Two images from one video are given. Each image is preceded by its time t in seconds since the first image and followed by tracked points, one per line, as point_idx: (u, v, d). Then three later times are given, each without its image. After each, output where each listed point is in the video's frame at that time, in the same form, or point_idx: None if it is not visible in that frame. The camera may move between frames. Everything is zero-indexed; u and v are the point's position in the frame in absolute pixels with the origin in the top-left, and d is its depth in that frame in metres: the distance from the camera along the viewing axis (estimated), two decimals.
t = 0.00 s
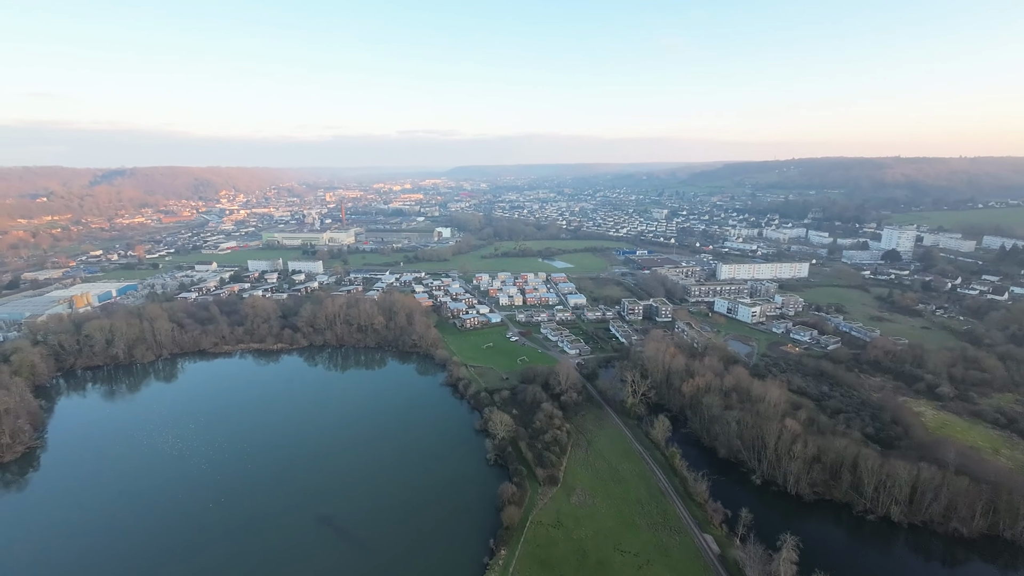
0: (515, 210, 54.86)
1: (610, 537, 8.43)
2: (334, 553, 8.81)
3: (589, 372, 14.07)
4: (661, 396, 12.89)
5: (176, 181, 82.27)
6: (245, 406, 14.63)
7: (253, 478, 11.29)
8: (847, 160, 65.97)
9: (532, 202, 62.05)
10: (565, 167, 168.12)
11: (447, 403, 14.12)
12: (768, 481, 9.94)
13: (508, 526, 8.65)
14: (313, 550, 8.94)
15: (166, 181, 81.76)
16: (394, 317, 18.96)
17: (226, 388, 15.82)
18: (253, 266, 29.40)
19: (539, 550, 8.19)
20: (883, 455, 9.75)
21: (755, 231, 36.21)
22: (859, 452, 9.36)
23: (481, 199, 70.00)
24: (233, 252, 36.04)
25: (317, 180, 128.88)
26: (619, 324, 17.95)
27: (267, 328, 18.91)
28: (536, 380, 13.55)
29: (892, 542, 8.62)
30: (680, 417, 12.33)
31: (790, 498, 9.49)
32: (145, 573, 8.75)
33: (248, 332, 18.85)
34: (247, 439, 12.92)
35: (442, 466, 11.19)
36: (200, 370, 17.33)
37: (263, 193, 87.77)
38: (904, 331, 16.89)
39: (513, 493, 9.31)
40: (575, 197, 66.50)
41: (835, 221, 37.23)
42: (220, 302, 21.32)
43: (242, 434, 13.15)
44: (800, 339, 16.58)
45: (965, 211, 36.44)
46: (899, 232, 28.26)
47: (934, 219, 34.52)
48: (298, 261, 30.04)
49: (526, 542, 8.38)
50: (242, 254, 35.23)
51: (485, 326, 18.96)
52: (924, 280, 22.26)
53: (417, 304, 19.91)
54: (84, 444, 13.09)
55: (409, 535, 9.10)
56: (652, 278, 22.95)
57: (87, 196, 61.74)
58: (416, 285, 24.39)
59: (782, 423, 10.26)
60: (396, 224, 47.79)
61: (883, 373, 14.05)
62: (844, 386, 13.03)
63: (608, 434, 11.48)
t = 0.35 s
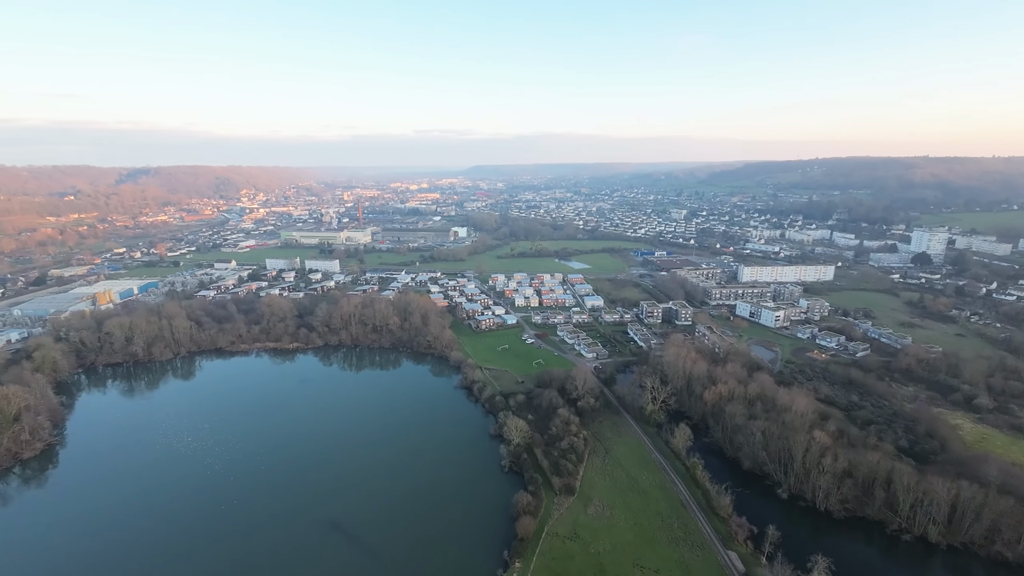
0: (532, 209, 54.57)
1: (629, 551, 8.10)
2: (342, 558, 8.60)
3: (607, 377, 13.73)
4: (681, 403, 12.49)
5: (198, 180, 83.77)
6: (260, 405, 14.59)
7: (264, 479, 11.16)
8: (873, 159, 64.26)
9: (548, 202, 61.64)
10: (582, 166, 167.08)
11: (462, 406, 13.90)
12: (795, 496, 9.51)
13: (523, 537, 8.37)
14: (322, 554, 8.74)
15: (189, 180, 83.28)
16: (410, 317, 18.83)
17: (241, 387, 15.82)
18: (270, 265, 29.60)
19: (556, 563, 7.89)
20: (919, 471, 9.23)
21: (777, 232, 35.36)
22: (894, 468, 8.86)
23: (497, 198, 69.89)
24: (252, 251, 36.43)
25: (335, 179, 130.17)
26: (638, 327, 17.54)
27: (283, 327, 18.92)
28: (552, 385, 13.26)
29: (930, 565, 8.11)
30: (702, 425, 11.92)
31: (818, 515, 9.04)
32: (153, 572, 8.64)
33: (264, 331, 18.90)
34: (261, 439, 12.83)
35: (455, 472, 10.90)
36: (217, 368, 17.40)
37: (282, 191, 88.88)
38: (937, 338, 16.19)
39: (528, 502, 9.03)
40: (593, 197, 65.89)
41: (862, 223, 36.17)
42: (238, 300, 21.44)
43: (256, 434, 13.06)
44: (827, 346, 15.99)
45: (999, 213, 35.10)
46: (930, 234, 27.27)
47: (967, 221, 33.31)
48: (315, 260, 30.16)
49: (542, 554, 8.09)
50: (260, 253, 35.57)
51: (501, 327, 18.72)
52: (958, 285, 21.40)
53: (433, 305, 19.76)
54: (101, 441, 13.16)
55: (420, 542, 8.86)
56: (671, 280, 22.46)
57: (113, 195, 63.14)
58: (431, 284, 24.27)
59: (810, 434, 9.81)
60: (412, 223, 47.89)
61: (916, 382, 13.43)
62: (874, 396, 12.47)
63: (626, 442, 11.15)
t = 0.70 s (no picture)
0: (549, 211, 54.23)
1: (650, 569, 7.76)
2: (354, 570, 8.42)
3: (627, 384, 13.36)
4: (703, 413, 12.07)
5: (221, 180, 85.28)
6: (275, 407, 14.56)
7: (279, 483, 11.13)
8: (902, 160, 62.41)
9: (566, 203, 61.19)
10: (600, 167, 165.70)
11: (477, 411, 13.67)
12: (826, 514, 9.04)
13: (539, 551, 8.08)
14: (334, 564, 8.59)
15: (212, 180, 84.83)
16: (426, 320, 18.68)
17: (258, 387, 15.84)
18: (289, 265, 29.78)
19: None
20: (960, 491, 8.68)
21: (802, 235, 34.38)
22: (934, 488, 8.34)
23: (514, 199, 69.68)
24: (272, 251, 36.79)
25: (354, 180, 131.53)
26: (658, 332, 17.12)
27: (300, 328, 18.94)
28: (569, 391, 12.96)
29: None
30: (725, 436, 11.48)
31: (851, 536, 8.55)
32: None
33: (281, 331, 18.93)
34: (276, 441, 12.82)
35: (470, 480, 10.68)
36: (234, 368, 17.47)
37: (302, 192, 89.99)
38: (975, 348, 15.40)
39: (544, 514, 8.75)
40: (611, 198, 65.24)
41: (891, 226, 35.01)
42: (256, 300, 21.56)
43: (272, 436, 13.05)
44: (857, 354, 15.35)
45: None
46: (965, 238, 26.14)
47: (1003, 224, 31.99)
48: (332, 261, 30.27)
49: (558, 570, 7.81)
50: (280, 253, 35.89)
51: (517, 331, 18.44)
52: (996, 292, 20.44)
53: (449, 307, 19.59)
54: (120, 440, 13.27)
55: (433, 553, 8.63)
56: (692, 284, 21.91)
57: (139, 195, 64.57)
58: (448, 286, 24.11)
59: (841, 450, 9.33)
60: (430, 224, 47.91)
61: (953, 395, 12.76)
62: (909, 409, 11.87)
63: (647, 453, 10.78)
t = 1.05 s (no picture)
0: (567, 211, 53.84)
1: None
2: None
3: (646, 391, 12.98)
4: (726, 423, 11.65)
5: (243, 181, 86.72)
6: (292, 409, 14.52)
7: (293, 488, 11.06)
8: (931, 161, 60.59)
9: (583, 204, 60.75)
10: (618, 168, 164.08)
11: (492, 416, 13.42)
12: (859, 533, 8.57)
13: (555, 565, 7.79)
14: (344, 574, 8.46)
15: (234, 181, 86.25)
16: (441, 321, 18.51)
17: (274, 388, 15.84)
18: (307, 265, 29.95)
19: None
20: (1005, 513, 8.13)
21: (827, 238, 33.44)
22: (978, 508, 7.82)
23: (531, 200, 69.39)
24: (290, 250, 37.12)
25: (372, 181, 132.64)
26: (678, 337, 16.68)
27: (316, 328, 18.93)
28: (587, 398, 12.64)
29: None
30: (750, 447, 11.04)
31: (886, 557, 8.08)
32: None
33: (298, 332, 18.95)
34: (291, 444, 12.77)
35: (485, 489, 10.45)
36: (251, 367, 17.52)
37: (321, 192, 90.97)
38: (1014, 358, 14.65)
39: (561, 526, 8.46)
40: (629, 199, 64.54)
41: (920, 229, 33.88)
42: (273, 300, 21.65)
43: (286, 438, 13.01)
44: (888, 363, 14.72)
45: None
46: (1001, 242, 25.08)
47: None
48: (349, 260, 30.38)
49: None
50: (298, 252, 36.16)
51: (534, 334, 18.16)
52: None
53: (465, 309, 19.40)
54: (137, 439, 13.36)
55: (444, 566, 8.40)
56: (714, 287, 21.38)
57: (163, 194, 65.88)
58: (464, 287, 23.94)
59: (875, 465, 8.86)
60: (446, 225, 47.87)
61: (994, 408, 12.09)
62: (946, 422, 11.26)
63: (668, 464, 10.42)
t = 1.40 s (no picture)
0: (584, 211, 53.33)
1: None
2: None
3: (666, 397, 12.59)
4: (750, 432, 11.23)
5: (262, 179, 87.78)
6: (306, 408, 14.46)
7: (305, 491, 10.93)
8: (962, 160, 58.61)
9: (601, 203, 60.11)
10: (636, 167, 162.42)
11: (508, 420, 13.17)
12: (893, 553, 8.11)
13: None
14: None
15: (254, 179, 87.36)
16: (456, 322, 18.33)
17: (290, 387, 15.82)
18: (324, 263, 30.06)
19: None
20: None
21: (852, 239, 32.46)
22: None
23: (548, 199, 68.94)
24: (308, 249, 37.35)
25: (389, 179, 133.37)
26: (698, 341, 16.23)
27: (331, 327, 18.90)
28: (605, 403, 12.31)
29: None
30: (775, 458, 10.60)
31: None
32: None
33: (313, 331, 18.94)
34: (305, 444, 12.66)
35: (500, 497, 10.17)
36: (267, 366, 17.56)
37: (339, 190, 91.71)
38: None
39: (578, 538, 8.17)
40: (647, 199, 63.71)
41: (952, 231, 32.70)
42: (290, 298, 21.71)
43: (300, 438, 12.91)
44: (921, 371, 14.09)
45: None
46: None
47: None
48: (365, 259, 30.40)
49: None
50: (315, 251, 36.37)
51: (550, 335, 17.85)
52: None
53: (480, 310, 19.18)
54: (153, 436, 13.40)
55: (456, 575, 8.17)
56: (735, 289, 20.81)
57: (185, 193, 66.99)
58: (479, 287, 23.75)
59: (910, 480, 8.38)
60: (462, 224, 47.75)
61: None
62: (987, 436, 10.65)
63: (689, 474, 10.06)
